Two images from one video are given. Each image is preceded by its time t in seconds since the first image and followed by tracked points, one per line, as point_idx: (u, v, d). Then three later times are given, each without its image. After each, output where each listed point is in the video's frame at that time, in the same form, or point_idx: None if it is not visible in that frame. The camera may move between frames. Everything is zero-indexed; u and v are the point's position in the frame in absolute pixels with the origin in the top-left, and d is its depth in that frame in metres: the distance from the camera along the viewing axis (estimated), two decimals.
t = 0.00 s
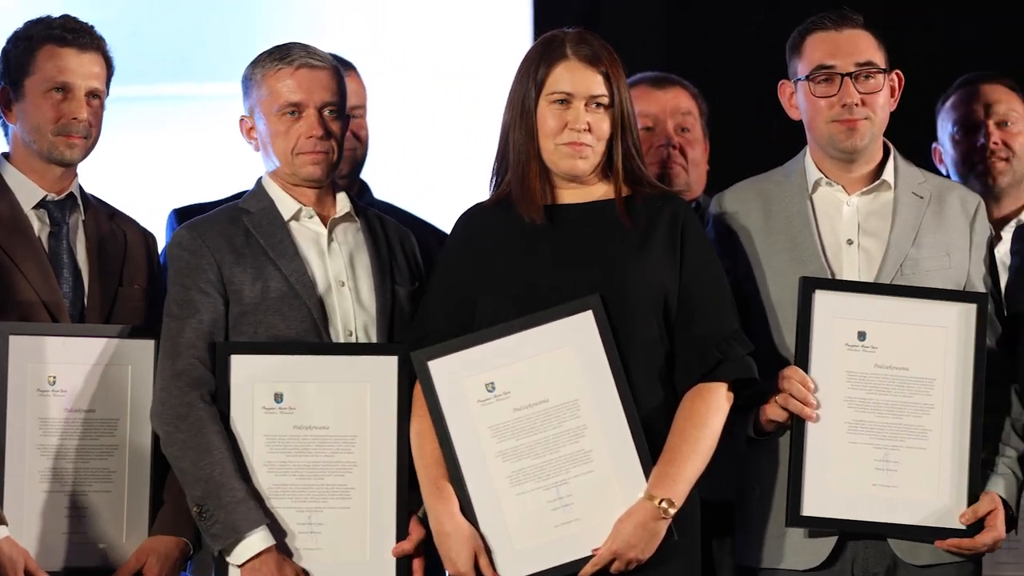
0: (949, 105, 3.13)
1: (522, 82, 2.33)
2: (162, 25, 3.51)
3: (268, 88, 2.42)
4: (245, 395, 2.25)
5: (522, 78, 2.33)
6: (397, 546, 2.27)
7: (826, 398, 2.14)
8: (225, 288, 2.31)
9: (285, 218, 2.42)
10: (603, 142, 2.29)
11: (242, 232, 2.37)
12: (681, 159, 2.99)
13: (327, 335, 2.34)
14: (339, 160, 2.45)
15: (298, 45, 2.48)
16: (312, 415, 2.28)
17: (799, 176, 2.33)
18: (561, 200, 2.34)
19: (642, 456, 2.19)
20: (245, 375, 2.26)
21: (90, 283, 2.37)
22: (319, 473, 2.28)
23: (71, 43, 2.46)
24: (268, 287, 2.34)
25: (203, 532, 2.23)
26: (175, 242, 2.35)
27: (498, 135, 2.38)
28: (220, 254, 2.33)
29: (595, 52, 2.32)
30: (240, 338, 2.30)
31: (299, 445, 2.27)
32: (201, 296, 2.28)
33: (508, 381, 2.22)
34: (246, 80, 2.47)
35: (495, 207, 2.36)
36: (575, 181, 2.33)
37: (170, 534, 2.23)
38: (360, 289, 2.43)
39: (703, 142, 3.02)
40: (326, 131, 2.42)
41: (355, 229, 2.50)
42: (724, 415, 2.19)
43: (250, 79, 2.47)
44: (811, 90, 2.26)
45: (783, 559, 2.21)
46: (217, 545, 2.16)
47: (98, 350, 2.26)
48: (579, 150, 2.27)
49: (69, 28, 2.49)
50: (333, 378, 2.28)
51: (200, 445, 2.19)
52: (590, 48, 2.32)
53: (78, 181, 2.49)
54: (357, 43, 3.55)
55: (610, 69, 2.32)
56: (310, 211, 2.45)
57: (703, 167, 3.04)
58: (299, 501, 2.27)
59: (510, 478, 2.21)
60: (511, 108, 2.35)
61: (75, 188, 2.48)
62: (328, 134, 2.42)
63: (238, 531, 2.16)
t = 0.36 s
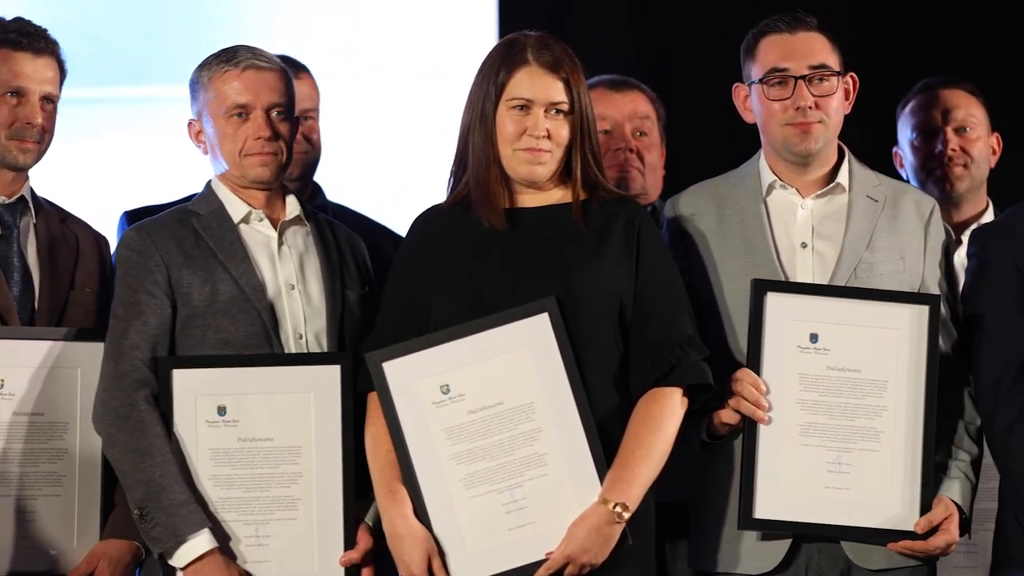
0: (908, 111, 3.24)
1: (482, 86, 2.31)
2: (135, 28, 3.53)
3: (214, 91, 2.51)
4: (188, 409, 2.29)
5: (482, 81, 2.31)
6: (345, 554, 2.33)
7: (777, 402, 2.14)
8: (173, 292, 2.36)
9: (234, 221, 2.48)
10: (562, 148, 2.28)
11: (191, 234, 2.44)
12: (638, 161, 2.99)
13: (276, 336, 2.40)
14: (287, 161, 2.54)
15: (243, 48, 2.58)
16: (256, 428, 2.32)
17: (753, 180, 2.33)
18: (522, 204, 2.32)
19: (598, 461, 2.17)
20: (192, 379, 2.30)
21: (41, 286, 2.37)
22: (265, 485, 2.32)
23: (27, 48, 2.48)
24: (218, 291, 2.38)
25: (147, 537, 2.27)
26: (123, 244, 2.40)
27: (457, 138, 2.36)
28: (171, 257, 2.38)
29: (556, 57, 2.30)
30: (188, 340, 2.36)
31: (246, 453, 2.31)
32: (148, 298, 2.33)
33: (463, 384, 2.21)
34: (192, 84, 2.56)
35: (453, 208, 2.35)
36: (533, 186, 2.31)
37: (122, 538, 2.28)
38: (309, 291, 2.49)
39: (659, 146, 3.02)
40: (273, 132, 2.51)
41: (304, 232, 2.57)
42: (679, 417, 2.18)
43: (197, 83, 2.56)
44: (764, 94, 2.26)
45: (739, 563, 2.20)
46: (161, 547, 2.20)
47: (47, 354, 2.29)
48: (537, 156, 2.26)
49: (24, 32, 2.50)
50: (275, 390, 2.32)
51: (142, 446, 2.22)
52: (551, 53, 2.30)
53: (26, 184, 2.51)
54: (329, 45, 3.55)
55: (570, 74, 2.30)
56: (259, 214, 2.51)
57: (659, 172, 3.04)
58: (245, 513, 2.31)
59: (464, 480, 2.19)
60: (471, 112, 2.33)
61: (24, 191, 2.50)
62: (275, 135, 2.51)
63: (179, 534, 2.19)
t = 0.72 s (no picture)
0: (870, 114, 3.26)
1: (431, 92, 2.31)
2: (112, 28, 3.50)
3: (166, 95, 2.52)
4: (144, 418, 2.29)
5: (431, 87, 2.31)
6: (303, 564, 2.29)
7: (733, 406, 2.13)
8: (128, 299, 2.35)
9: (189, 226, 2.47)
10: (511, 154, 2.28)
11: (146, 239, 2.42)
12: (596, 166, 2.98)
13: (232, 342, 2.38)
14: (241, 163, 2.54)
15: (195, 52, 2.60)
16: (213, 437, 2.31)
17: (708, 184, 2.32)
18: (474, 209, 2.33)
19: (549, 472, 2.17)
20: (148, 389, 2.30)
21: None
22: (222, 494, 2.31)
23: None
24: (173, 298, 2.37)
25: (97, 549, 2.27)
26: (77, 250, 2.38)
27: (408, 145, 2.36)
28: (126, 263, 2.37)
29: (505, 62, 2.30)
30: (144, 345, 2.34)
31: (203, 463, 2.31)
32: (103, 308, 2.32)
33: (414, 393, 2.21)
34: (145, 89, 2.57)
35: (403, 215, 2.36)
36: (484, 192, 2.32)
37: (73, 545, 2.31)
38: (265, 297, 2.48)
39: (617, 151, 3.02)
40: (226, 135, 2.51)
41: (261, 238, 2.56)
42: (632, 425, 2.19)
43: (149, 88, 2.57)
44: (720, 98, 2.26)
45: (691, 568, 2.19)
46: (94, 564, 2.21)
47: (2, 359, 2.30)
48: (487, 162, 2.26)
49: None
50: (231, 398, 2.31)
51: (88, 461, 2.24)
52: (499, 58, 2.30)
53: None
54: (319, 45, 3.55)
55: (520, 79, 2.30)
56: (215, 219, 2.51)
57: (618, 175, 3.04)
58: (203, 523, 2.30)
59: (415, 490, 2.19)
60: (420, 118, 2.33)
61: None
62: (228, 138, 2.52)
63: (125, 543, 2.20)
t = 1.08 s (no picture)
0: (834, 122, 3.27)
1: (382, 102, 2.31)
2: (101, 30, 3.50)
3: (126, 102, 2.50)
4: (102, 429, 2.26)
5: (382, 97, 2.31)
6: None
7: (685, 419, 2.12)
8: (85, 308, 2.31)
9: (148, 234, 2.45)
10: (464, 163, 2.29)
11: (105, 248, 2.39)
12: (556, 172, 3.02)
13: (191, 351, 2.35)
14: (200, 171, 2.52)
15: (155, 59, 2.57)
16: (172, 449, 2.29)
17: (664, 192, 2.33)
18: (427, 219, 2.33)
19: (503, 484, 2.16)
20: (106, 401, 2.26)
21: None
22: (179, 507, 2.29)
23: None
24: (133, 307, 2.34)
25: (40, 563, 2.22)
26: (35, 258, 2.35)
27: (360, 155, 2.36)
28: (85, 272, 2.34)
29: (455, 70, 2.30)
30: (103, 353, 2.31)
31: (161, 476, 2.29)
32: (59, 318, 2.29)
33: (366, 407, 2.19)
34: (106, 96, 2.55)
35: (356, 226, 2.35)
36: (437, 202, 2.32)
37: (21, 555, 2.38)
38: (225, 306, 2.45)
39: (577, 156, 3.07)
40: (184, 143, 2.49)
41: (221, 247, 2.54)
42: (587, 436, 2.18)
43: (110, 95, 2.55)
44: (675, 110, 2.25)
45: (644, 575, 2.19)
46: None
47: None
48: (440, 172, 2.27)
49: None
50: (190, 410, 2.29)
51: (42, 474, 2.21)
52: (450, 67, 2.31)
53: None
54: (319, 45, 3.54)
55: (470, 87, 2.30)
56: (174, 227, 2.48)
57: (578, 181, 3.08)
58: (161, 536, 2.28)
59: (368, 505, 2.18)
60: (373, 128, 2.32)
61: None
62: (187, 146, 2.50)
63: (69, 555, 2.15)
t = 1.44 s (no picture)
0: (799, 119, 3.26)
1: (346, 97, 2.28)
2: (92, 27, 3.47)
3: (89, 97, 2.41)
4: (57, 427, 2.21)
5: (346, 92, 2.28)
6: None
7: (645, 420, 2.11)
8: (43, 306, 2.26)
9: (108, 232, 2.39)
10: (427, 160, 2.26)
11: (63, 244, 2.34)
12: (522, 169, 3.05)
13: (148, 353, 2.31)
14: (165, 169, 2.45)
15: (121, 52, 2.49)
16: (128, 447, 2.24)
17: (624, 189, 2.35)
18: (388, 216, 2.30)
19: (462, 483, 2.13)
20: (62, 399, 2.22)
21: None
22: (135, 506, 2.23)
23: None
24: (90, 306, 2.29)
25: None
26: None
27: (323, 151, 2.32)
28: (44, 268, 2.29)
29: (421, 66, 2.28)
30: (59, 352, 2.26)
31: (117, 475, 2.23)
32: (16, 314, 2.23)
33: (324, 404, 2.16)
34: (69, 89, 2.46)
35: (315, 220, 2.32)
36: (399, 199, 2.30)
37: None
38: (184, 305, 2.41)
39: (542, 153, 3.09)
40: (149, 140, 2.42)
41: (182, 245, 2.49)
42: (546, 438, 2.17)
43: (73, 88, 2.46)
44: (634, 124, 2.26)
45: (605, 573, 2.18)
46: None
47: None
48: (403, 168, 2.24)
49: None
50: (147, 408, 2.23)
51: None
52: (415, 62, 2.28)
53: None
54: (319, 45, 3.51)
55: (436, 84, 2.28)
56: (135, 225, 2.43)
57: (542, 178, 3.12)
58: (116, 536, 2.22)
59: (325, 503, 2.14)
60: (335, 123, 2.29)
61: None
62: (152, 143, 2.42)
63: (34, 557, 2.12)
